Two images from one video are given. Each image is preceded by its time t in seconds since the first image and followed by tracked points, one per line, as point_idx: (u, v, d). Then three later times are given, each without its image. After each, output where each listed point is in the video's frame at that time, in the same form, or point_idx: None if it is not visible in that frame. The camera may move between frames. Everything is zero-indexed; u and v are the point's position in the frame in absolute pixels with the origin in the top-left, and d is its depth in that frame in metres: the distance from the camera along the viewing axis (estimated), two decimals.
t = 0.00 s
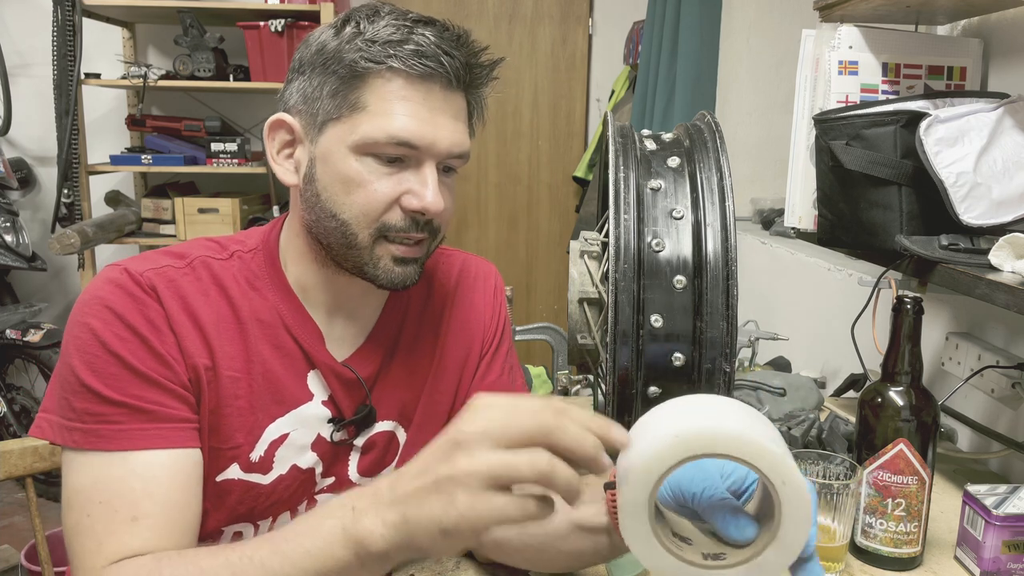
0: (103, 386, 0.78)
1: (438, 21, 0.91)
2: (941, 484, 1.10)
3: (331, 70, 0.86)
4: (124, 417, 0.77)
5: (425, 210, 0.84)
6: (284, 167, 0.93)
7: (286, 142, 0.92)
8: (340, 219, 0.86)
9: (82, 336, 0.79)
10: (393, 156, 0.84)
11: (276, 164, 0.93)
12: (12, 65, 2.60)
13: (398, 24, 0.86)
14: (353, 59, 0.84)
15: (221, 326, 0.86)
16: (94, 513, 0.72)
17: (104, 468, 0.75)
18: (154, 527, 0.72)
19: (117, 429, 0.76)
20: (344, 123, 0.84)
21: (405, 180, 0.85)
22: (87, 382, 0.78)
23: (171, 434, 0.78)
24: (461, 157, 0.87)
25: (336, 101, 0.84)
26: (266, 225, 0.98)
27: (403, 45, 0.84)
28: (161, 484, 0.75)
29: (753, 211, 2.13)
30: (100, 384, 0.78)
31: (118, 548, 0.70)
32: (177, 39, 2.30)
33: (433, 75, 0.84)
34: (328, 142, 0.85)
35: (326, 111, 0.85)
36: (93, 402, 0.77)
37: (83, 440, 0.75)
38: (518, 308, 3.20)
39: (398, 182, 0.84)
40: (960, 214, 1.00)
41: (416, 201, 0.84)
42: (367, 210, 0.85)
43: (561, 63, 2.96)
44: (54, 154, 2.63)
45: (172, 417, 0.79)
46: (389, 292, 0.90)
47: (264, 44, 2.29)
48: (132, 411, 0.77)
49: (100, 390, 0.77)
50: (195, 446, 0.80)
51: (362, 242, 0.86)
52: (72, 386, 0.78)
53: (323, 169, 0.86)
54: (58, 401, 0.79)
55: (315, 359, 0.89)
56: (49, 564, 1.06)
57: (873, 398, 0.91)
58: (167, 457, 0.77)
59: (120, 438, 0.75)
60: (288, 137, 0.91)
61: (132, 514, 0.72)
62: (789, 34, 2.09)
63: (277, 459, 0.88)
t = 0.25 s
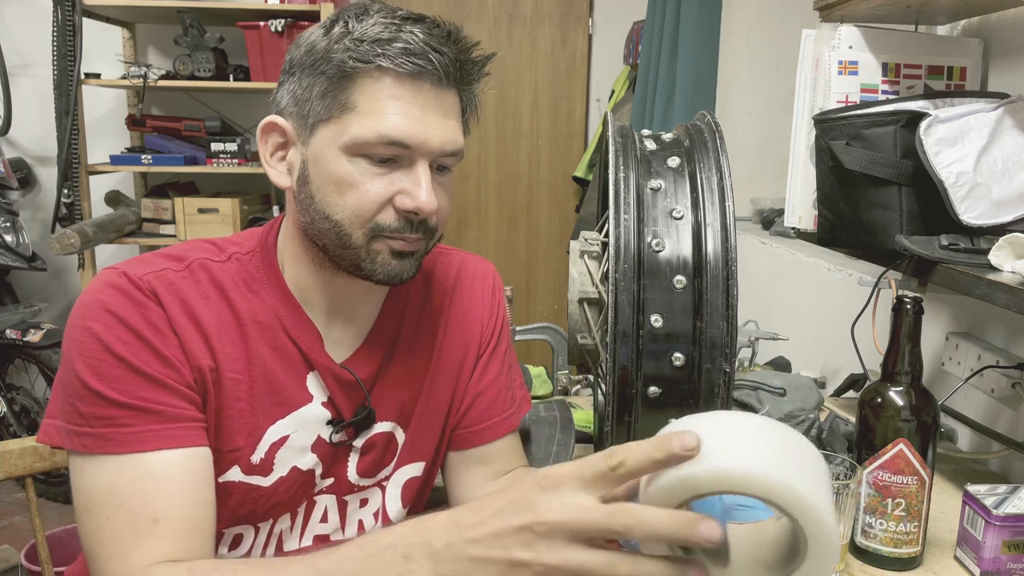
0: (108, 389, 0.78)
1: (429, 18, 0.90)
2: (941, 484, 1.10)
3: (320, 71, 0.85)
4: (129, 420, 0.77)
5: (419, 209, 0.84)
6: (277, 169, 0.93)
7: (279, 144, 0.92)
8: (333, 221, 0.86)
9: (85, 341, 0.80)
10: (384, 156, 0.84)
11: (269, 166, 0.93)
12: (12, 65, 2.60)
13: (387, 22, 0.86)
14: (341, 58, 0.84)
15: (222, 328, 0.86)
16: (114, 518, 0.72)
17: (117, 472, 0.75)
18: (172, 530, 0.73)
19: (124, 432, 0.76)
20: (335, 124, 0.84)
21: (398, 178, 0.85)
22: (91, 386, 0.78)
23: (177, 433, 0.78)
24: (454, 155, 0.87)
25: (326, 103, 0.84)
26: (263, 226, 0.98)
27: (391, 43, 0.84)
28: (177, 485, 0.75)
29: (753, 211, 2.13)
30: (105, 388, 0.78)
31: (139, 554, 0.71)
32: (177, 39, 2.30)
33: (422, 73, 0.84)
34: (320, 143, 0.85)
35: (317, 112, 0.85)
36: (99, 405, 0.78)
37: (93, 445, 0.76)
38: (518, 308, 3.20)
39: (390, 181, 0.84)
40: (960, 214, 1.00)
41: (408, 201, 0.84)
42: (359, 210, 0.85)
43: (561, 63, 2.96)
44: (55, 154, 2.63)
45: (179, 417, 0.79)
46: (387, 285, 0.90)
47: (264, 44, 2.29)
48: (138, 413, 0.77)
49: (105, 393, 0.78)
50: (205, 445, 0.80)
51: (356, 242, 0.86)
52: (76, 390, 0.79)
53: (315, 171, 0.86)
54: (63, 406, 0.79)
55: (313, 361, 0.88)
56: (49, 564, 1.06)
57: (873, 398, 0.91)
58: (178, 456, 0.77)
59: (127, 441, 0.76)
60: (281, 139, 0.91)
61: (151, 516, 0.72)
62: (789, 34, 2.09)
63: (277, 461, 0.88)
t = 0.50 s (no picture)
0: (114, 391, 0.78)
1: (418, 14, 0.90)
2: (940, 484, 1.10)
3: (312, 72, 0.85)
4: (137, 420, 0.76)
5: (419, 207, 0.84)
6: (274, 172, 0.93)
7: (274, 148, 0.92)
8: (333, 222, 0.86)
9: (89, 344, 0.79)
10: (381, 154, 0.84)
11: (266, 169, 0.93)
12: (12, 65, 2.60)
13: (377, 18, 0.86)
14: (332, 57, 0.84)
15: (225, 331, 0.86)
16: (122, 520, 0.72)
17: (126, 474, 0.75)
18: (182, 530, 0.72)
19: (132, 433, 0.76)
20: (330, 124, 0.84)
21: (398, 177, 0.85)
22: (98, 388, 0.78)
23: (185, 432, 0.77)
24: (452, 150, 0.87)
25: (320, 104, 0.84)
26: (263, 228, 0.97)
27: (381, 39, 0.84)
28: (187, 484, 0.75)
29: (753, 211, 2.13)
30: (111, 389, 0.78)
31: (151, 556, 0.70)
32: (177, 39, 2.30)
33: (414, 68, 0.84)
34: (314, 144, 0.85)
35: (311, 114, 0.85)
36: (107, 408, 0.77)
37: (101, 448, 0.76)
38: (518, 308, 3.20)
39: (391, 179, 0.84)
40: (960, 214, 1.00)
41: (407, 198, 0.84)
42: (359, 210, 0.85)
43: (561, 63, 2.96)
44: (54, 154, 2.63)
45: (187, 416, 0.78)
46: (388, 289, 0.90)
47: (264, 44, 2.29)
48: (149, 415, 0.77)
49: (113, 395, 0.77)
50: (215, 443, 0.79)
51: (359, 244, 0.86)
52: (82, 394, 0.78)
53: (311, 173, 0.86)
54: (69, 411, 0.79)
55: (317, 364, 0.88)
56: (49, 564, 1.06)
57: (873, 398, 0.91)
58: (187, 455, 0.76)
59: (135, 442, 0.75)
60: (276, 143, 0.91)
61: (159, 518, 0.72)
62: (789, 34, 2.09)
63: (282, 466, 0.88)
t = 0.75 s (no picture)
0: (113, 396, 0.78)
1: (418, 13, 0.90)
2: (940, 484, 1.10)
3: (311, 73, 0.85)
4: (135, 424, 0.77)
5: (416, 207, 0.84)
6: (274, 172, 0.93)
7: (275, 148, 0.92)
8: (330, 221, 0.86)
9: (89, 348, 0.80)
10: (378, 154, 0.84)
11: (267, 169, 0.93)
12: (12, 65, 2.60)
13: (376, 18, 0.86)
14: (332, 57, 0.84)
15: (226, 333, 0.86)
16: (115, 526, 0.72)
17: (122, 478, 0.75)
18: (173, 539, 0.72)
19: (130, 437, 0.76)
20: (329, 124, 0.84)
21: (395, 176, 0.84)
22: (96, 393, 0.78)
23: (182, 436, 0.77)
24: (451, 151, 0.87)
25: (319, 104, 0.84)
26: (264, 229, 0.97)
27: (381, 39, 0.84)
28: (181, 491, 0.75)
29: (753, 211, 2.13)
30: (109, 394, 0.78)
31: (144, 563, 0.70)
32: (177, 39, 2.30)
33: (413, 68, 0.84)
34: (313, 144, 0.85)
35: (310, 113, 0.85)
36: (104, 412, 0.77)
37: (98, 452, 0.76)
38: (518, 308, 3.20)
39: (388, 180, 0.84)
40: (960, 214, 1.00)
41: (404, 198, 0.84)
42: (355, 208, 0.85)
43: (561, 63, 2.96)
44: (54, 154, 2.63)
45: (185, 420, 0.78)
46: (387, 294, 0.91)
47: (264, 44, 2.29)
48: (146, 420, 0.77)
49: (111, 400, 0.77)
50: (211, 448, 0.79)
51: (353, 243, 0.86)
52: (81, 398, 0.78)
53: (310, 173, 0.86)
54: (68, 415, 0.79)
55: (317, 364, 0.88)
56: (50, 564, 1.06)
57: (873, 399, 0.91)
58: (182, 460, 0.76)
59: (133, 446, 0.75)
60: (277, 142, 0.91)
61: (152, 525, 0.72)
62: (789, 34, 2.09)
63: (283, 466, 0.88)
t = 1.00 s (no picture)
0: (116, 394, 0.78)
1: (408, 9, 0.90)
2: (940, 484, 1.10)
3: (301, 73, 0.86)
4: (138, 423, 0.77)
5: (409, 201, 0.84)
6: (273, 171, 0.93)
7: (273, 147, 0.92)
8: (325, 219, 0.86)
9: (94, 345, 0.80)
10: (371, 150, 0.83)
11: (266, 169, 0.93)
12: (12, 65, 2.60)
13: (365, 14, 0.85)
14: (321, 56, 0.84)
15: (230, 331, 0.86)
16: (113, 525, 0.72)
17: (122, 477, 0.75)
18: (169, 540, 0.72)
19: (132, 435, 0.76)
20: (320, 122, 0.84)
21: (387, 173, 0.84)
22: (100, 390, 0.78)
23: (183, 436, 0.77)
24: (444, 145, 0.86)
25: (310, 102, 0.84)
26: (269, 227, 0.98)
27: (368, 35, 0.84)
28: (178, 491, 0.75)
29: (753, 211, 2.13)
30: (112, 392, 0.78)
31: (143, 563, 0.71)
32: (177, 39, 2.30)
33: (402, 63, 0.83)
34: (308, 143, 0.85)
35: (303, 113, 0.85)
36: (107, 409, 0.77)
37: (100, 449, 0.76)
38: (518, 308, 3.21)
39: (381, 175, 0.84)
40: (960, 214, 1.00)
41: (396, 194, 0.84)
42: (349, 204, 0.85)
43: (561, 63, 2.96)
44: (54, 154, 2.63)
45: (185, 420, 0.78)
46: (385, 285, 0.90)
47: (264, 44, 2.29)
48: (148, 418, 0.77)
49: (114, 398, 0.77)
50: (212, 447, 0.79)
51: (349, 240, 0.86)
52: (85, 395, 0.78)
53: (305, 171, 0.86)
54: (71, 411, 0.79)
55: (322, 362, 0.88)
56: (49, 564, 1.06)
57: (873, 398, 0.91)
58: (181, 459, 0.76)
59: (134, 444, 0.76)
60: (275, 142, 0.91)
61: (146, 524, 0.72)
62: (789, 34, 2.09)
63: (286, 464, 0.88)
